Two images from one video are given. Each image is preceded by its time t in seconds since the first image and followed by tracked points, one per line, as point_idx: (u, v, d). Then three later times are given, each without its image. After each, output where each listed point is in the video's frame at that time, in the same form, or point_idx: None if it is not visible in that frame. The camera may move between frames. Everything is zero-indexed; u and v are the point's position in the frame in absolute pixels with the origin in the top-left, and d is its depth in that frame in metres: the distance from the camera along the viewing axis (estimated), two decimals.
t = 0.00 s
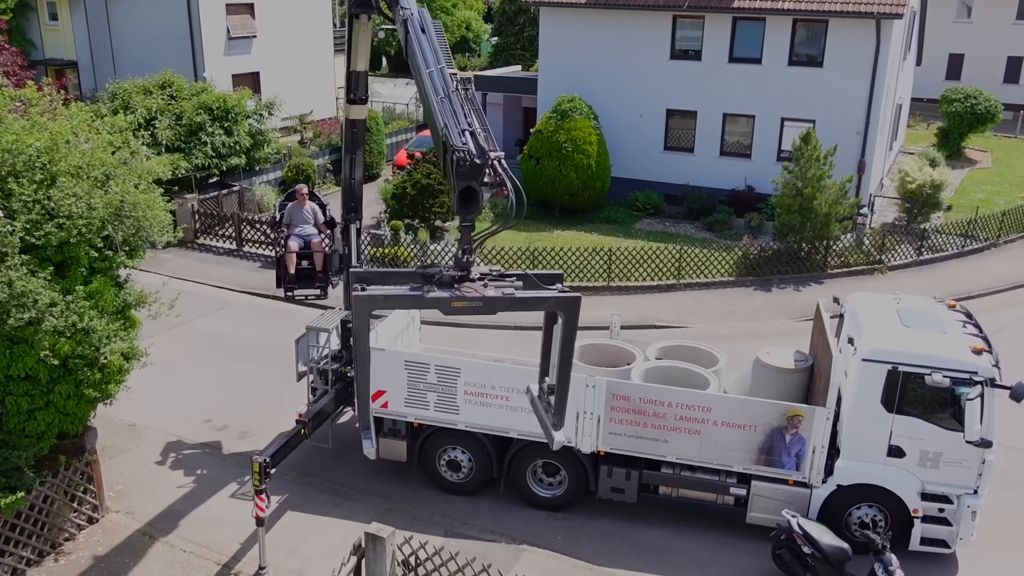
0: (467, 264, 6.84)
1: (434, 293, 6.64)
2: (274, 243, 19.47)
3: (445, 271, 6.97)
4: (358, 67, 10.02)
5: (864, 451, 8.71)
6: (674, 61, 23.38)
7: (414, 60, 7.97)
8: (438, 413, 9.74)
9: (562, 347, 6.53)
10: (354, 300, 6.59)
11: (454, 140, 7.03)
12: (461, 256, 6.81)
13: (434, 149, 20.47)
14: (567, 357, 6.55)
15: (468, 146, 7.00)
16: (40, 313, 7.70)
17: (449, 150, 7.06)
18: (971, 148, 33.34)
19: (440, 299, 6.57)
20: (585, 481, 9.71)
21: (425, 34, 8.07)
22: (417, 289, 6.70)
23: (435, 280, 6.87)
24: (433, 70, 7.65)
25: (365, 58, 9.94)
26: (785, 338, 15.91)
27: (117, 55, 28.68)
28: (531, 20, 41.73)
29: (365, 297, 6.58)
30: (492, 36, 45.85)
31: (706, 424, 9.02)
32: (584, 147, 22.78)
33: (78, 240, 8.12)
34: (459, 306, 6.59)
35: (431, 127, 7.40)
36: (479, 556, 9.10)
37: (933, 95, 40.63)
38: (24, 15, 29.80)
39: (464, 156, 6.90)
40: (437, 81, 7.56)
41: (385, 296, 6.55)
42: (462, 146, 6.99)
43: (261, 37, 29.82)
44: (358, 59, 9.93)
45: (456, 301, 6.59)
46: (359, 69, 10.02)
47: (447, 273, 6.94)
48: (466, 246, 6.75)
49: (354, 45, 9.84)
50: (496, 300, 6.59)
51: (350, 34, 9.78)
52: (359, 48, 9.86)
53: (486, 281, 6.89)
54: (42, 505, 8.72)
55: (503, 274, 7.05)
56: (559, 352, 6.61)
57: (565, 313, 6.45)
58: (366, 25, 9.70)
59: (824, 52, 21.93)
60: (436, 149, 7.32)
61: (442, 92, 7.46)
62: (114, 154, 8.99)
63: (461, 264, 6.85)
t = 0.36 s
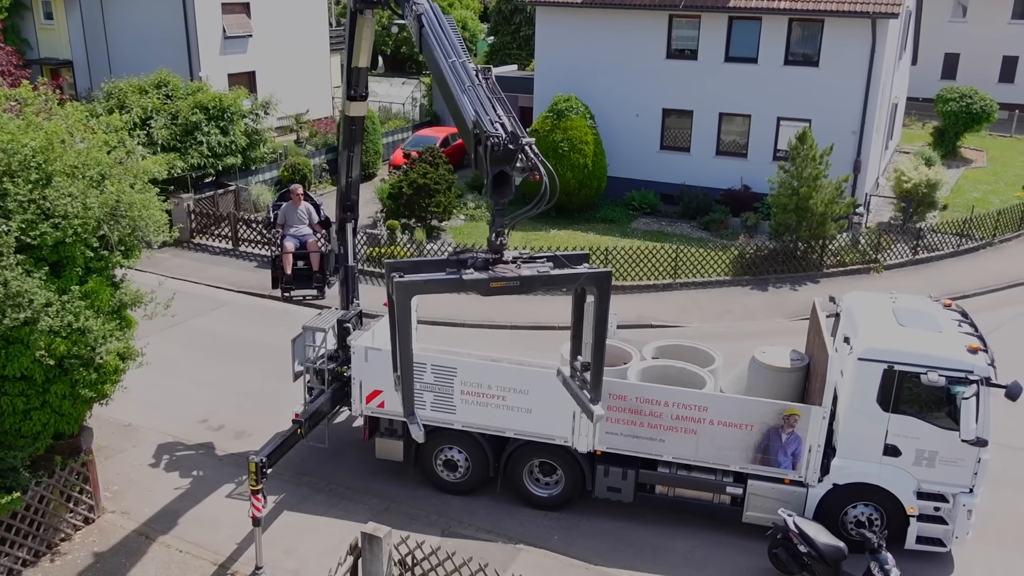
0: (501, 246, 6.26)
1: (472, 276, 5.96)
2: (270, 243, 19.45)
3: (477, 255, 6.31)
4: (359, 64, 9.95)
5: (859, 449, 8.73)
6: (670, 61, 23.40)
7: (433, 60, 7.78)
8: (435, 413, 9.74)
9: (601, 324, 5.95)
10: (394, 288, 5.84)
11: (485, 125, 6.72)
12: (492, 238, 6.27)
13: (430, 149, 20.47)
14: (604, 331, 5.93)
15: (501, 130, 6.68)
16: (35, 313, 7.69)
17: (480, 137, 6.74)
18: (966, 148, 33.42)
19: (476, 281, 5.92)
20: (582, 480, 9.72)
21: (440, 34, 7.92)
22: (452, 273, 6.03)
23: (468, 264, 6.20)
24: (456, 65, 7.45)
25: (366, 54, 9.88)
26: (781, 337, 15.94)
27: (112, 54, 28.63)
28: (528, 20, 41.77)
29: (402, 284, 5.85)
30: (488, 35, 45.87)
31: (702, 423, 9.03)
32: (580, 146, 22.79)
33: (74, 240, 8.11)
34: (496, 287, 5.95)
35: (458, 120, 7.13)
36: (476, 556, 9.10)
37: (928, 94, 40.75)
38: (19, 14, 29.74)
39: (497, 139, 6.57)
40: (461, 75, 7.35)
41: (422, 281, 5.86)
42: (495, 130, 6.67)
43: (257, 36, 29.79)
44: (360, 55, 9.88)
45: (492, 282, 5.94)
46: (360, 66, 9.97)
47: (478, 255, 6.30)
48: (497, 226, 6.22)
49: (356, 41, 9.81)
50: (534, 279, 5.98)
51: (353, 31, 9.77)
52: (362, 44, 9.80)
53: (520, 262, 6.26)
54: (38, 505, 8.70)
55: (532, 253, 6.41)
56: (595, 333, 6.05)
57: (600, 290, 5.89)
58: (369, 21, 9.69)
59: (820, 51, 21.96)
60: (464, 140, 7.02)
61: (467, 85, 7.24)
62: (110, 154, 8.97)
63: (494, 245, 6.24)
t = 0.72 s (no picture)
0: (530, 227, 7.01)
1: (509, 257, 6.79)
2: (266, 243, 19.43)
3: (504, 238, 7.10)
4: (361, 61, 9.92)
5: (856, 450, 8.74)
6: (666, 61, 23.42)
7: (452, 53, 7.83)
8: (432, 413, 9.73)
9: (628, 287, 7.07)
10: (434, 272, 6.66)
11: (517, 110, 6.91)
12: (523, 219, 6.97)
13: (427, 150, 20.47)
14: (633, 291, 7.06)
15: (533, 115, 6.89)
16: (31, 314, 7.68)
17: (511, 122, 6.93)
18: (962, 148, 33.50)
19: (514, 261, 6.77)
20: (579, 480, 9.72)
21: (456, 26, 7.97)
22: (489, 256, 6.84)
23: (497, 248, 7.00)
24: (477, 56, 7.57)
25: (368, 52, 9.87)
26: (778, 338, 15.96)
27: (108, 54, 28.57)
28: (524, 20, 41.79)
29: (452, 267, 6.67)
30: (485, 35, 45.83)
31: (699, 423, 9.04)
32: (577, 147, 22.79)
33: (69, 241, 8.09)
34: (532, 265, 6.81)
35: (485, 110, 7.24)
36: (473, 557, 9.09)
37: (924, 95, 40.82)
38: (14, 14, 29.65)
39: (530, 123, 6.79)
40: (484, 65, 7.44)
41: (463, 264, 6.70)
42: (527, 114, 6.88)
43: (253, 36, 29.75)
44: (363, 52, 9.84)
45: (529, 261, 6.80)
46: (362, 63, 9.94)
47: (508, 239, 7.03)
48: (529, 210, 6.91)
49: (359, 37, 9.79)
50: (565, 256, 6.90)
51: (357, 28, 9.76)
52: (365, 39, 9.76)
53: (546, 242, 7.12)
54: (33, 506, 8.68)
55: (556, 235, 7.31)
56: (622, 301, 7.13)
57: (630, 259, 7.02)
58: (373, 17, 9.66)
59: (816, 52, 21.98)
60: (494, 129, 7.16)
61: (490, 73, 7.38)
62: (106, 154, 8.95)
63: (525, 227, 6.98)
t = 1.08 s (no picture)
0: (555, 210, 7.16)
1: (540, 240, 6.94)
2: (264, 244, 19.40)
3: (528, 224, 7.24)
4: (363, 60, 9.98)
5: (853, 450, 8.75)
6: (664, 62, 23.43)
7: (466, 47, 8.10)
8: (429, 414, 9.72)
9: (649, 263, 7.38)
10: (469, 259, 6.82)
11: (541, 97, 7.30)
12: (548, 204, 7.21)
13: (424, 151, 20.46)
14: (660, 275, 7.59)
15: (556, 102, 7.31)
16: (27, 316, 7.67)
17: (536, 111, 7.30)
18: (959, 149, 33.57)
19: (544, 244, 6.87)
20: (576, 481, 9.72)
21: (465, 16, 8.21)
22: (517, 240, 6.97)
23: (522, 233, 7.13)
24: (491, 45, 7.86)
25: (370, 50, 9.93)
26: (774, 338, 15.98)
27: (105, 55, 28.55)
28: (521, 21, 41.82)
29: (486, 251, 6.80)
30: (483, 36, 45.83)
31: (696, 424, 9.05)
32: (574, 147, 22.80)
33: (66, 242, 8.07)
34: (562, 247, 6.90)
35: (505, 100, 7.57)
36: (470, 557, 9.09)
37: (921, 96, 40.91)
38: (11, 15, 29.60)
39: (555, 109, 7.20)
40: (500, 56, 7.74)
41: (493, 249, 6.82)
42: (550, 101, 7.29)
43: (250, 37, 29.73)
44: (365, 49, 9.90)
45: (559, 243, 6.90)
46: (363, 62, 10.00)
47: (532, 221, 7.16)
48: (553, 194, 7.18)
49: (361, 34, 9.85)
50: (591, 237, 7.04)
51: (360, 26, 9.82)
52: (367, 36, 9.82)
53: (569, 225, 7.31)
54: (30, 507, 8.67)
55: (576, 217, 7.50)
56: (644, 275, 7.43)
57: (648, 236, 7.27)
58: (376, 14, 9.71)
59: (813, 53, 22.01)
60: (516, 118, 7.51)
61: (508, 62, 7.69)
62: (103, 155, 8.92)
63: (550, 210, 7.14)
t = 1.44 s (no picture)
0: (572, 199, 8.04)
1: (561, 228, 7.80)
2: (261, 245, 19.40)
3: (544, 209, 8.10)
4: (364, 59, 10.05)
5: (850, 450, 8.76)
6: (661, 63, 23.45)
7: (479, 44, 8.61)
8: (427, 414, 9.71)
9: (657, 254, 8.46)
10: (496, 245, 7.65)
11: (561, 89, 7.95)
12: (567, 191, 8.03)
13: (422, 151, 20.47)
14: (663, 275, 8.69)
15: (574, 92, 7.93)
16: (24, 317, 7.66)
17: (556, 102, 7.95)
18: (955, 149, 33.62)
19: (565, 232, 7.74)
20: (574, 482, 9.72)
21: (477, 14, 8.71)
22: (540, 227, 7.82)
23: (541, 219, 8.01)
24: (506, 41, 8.42)
25: (372, 48, 10.01)
26: (772, 338, 15.99)
27: (102, 55, 28.52)
28: (518, 21, 41.80)
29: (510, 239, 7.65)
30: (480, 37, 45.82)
31: (694, 424, 9.05)
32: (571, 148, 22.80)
33: (63, 243, 8.06)
34: (581, 234, 7.80)
35: (526, 92, 8.22)
36: (468, 558, 9.09)
37: (918, 97, 41.00)
38: (7, 16, 29.53)
39: (575, 100, 7.84)
40: (516, 52, 8.34)
41: (517, 237, 7.68)
42: (570, 92, 7.93)
43: (247, 37, 29.69)
44: (366, 48, 9.98)
45: (578, 231, 7.78)
46: (365, 60, 10.06)
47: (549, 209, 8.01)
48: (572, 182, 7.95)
49: (363, 34, 9.91)
50: (608, 225, 7.94)
51: (363, 24, 9.87)
52: (371, 33, 9.89)
53: (585, 211, 8.20)
54: (27, 509, 8.66)
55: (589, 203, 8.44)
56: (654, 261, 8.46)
57: (660, 227, 8.42)
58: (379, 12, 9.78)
59: (810, 54, 22.04)
60: (537, 109, 8.18)
61: (524, 58, 8.31)
62: (100, 156, 8.90)
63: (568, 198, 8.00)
